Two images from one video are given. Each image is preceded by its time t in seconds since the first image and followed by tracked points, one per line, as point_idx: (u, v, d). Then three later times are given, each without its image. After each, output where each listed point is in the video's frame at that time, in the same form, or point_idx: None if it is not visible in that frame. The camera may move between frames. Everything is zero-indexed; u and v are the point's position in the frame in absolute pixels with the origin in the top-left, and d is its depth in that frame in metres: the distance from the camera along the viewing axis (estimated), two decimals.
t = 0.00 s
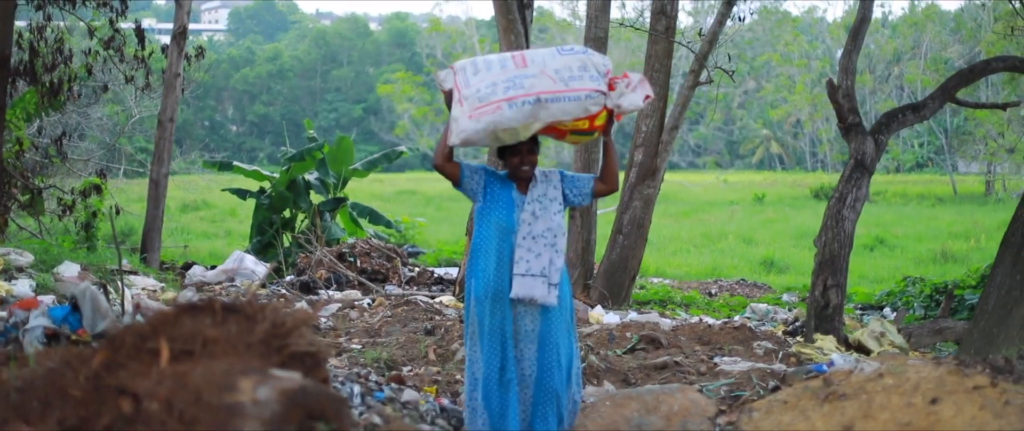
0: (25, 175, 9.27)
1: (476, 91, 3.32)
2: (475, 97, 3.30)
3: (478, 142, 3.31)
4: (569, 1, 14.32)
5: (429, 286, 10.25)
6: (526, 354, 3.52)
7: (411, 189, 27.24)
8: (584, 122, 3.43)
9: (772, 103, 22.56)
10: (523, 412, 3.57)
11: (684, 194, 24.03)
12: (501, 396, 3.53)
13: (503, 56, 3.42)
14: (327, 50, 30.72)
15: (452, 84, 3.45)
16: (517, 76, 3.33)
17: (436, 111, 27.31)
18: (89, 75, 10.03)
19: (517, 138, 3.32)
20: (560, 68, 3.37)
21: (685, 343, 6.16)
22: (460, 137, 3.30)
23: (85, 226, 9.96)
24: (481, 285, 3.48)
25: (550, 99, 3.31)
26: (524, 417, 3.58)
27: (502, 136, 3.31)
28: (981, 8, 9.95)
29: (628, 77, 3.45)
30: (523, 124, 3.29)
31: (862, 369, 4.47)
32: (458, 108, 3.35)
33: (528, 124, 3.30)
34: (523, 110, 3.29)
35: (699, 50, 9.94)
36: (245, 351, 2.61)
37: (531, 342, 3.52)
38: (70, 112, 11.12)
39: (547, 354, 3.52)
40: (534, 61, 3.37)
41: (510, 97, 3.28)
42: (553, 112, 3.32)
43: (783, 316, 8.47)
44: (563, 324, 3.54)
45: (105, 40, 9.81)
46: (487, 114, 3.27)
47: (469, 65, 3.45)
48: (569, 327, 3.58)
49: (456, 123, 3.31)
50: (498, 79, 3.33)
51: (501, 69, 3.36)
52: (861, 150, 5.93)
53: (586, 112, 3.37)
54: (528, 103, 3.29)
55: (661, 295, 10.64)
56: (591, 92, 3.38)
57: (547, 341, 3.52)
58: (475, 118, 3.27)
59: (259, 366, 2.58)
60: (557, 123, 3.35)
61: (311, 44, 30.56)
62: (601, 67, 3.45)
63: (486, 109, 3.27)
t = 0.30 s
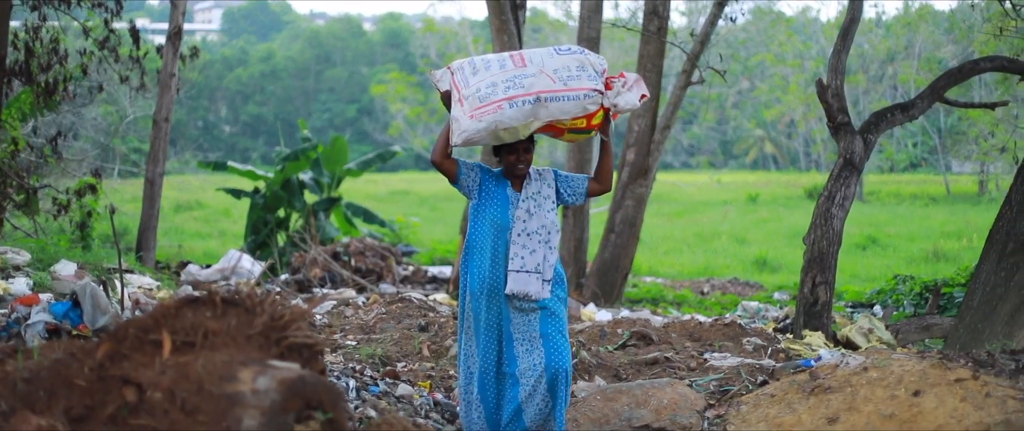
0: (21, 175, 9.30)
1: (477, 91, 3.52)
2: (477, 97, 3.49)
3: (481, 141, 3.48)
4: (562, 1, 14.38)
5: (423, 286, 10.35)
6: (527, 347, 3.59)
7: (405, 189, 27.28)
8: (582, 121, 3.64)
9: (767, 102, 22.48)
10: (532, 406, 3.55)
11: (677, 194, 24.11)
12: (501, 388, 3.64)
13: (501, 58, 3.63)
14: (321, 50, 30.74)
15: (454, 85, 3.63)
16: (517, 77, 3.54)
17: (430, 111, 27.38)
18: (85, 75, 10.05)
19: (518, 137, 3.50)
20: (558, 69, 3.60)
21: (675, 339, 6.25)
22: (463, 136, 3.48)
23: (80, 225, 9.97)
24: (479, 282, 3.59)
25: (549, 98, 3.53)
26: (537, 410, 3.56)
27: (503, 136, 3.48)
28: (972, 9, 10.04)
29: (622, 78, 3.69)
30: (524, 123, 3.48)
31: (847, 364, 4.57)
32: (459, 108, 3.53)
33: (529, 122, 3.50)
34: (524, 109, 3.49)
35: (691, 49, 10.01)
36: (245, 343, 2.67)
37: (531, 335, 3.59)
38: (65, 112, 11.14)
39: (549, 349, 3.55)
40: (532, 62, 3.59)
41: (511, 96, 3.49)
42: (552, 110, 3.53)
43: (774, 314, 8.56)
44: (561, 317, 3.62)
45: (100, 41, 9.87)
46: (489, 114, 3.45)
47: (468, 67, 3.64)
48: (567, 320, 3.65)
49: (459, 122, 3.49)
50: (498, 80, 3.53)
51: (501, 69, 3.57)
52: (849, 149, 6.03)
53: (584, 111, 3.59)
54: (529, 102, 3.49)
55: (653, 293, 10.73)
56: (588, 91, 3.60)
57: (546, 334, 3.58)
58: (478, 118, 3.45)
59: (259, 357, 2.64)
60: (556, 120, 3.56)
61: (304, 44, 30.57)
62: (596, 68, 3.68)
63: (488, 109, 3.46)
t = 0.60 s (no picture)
0: (13, 174, 9.32)
1: (486, 105, 3.49)
2: (486, 113, 3.47)
3: (488, 156, 3.47)
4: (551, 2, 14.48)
5: (414, 285, 10.44)
6: (532, 351, 3.62)
7: (395, 190, 27.36)
8: (589, 136, 3.62)
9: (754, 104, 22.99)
10: (549, 408, 3.61)
11: (667, 195, 24.24)
12: (507, 387, 3.68)
13: (512, 70, 3.58)
14: (312, 51, 30.79)
15: (463, 93, 3.61)
16: (527, 92, 3.52)
17: (420, 112, 27.73)
18: (77, 75, 10.07)
19: (525, 151, 3.51)
20: (569, 84, 3.56)
21: (662, 336, 6.35)
22: (470, 152, 3.46)
23: (72, 225, 9.99)
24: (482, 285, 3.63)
25: (558, 116, 3.51)
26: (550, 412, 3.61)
27: (511, 150, 3.48)
28: (957, 11, 10.19)
29: (630, 91, 3.67)
30: (532, 139, 3.48)
31: (829, 358, 4.68)
32: (468, 120, 3.50)
33: (537, 139, 3.49)
34: (533, 125, 3.47)
35: (679, 50, 10.12)
36: (241, 336, 2.76)
37: (537, 339, 3.62)
38: (56, 112, 11.16)
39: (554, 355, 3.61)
40: (543, 76, 3.55)
41: (520, 113, 3.46)
42: (561, 127, 3.51)
43: (761, 313, 8.68)
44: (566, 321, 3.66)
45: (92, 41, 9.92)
46: (498, 131, 3.44)
47: (477, 77, 3.61)
48: (572, 322, 3.69)
49: (467, 136, 3.47)
50: (508, 95, 3.50)
51: (511, 83, 3.53)
52: (834, 149, 6.13)
53: (592, 127, 3.57)
54: (538, 120, 3.47)
55: (642, 292, 10.83)
56: (598, 108, 3.57)
57: (552, 337, 3.62)
58: (486, 135, 3.44)
59: (256, 349, 2.73)
60: (564, 137, 3.54)
61: (295, 44, 30.61)
62: (607, 81, 3.65)
63: (497, 125, 3.44)
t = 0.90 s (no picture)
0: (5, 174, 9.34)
1: (515, 92, 3.57)
2: (517, 99, 3.54)
3: (521, 142, 3.53)
4: (541, 3, 14.58)
5: (404, 284, 10.54)
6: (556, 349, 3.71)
7: (385, 190, 27.42)
8: (618, 122, 3.70)
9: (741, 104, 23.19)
10: (568, 405, 3.73)
11: (655, 195, 24.38)
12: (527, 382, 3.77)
13: (538, 59, 3.68)
14: (300, 51, 30.84)
15: (489, 85, 3.68)
16: (556, 78, 3.60)
17: (409, 112, 28.12)
18: (69, 76, 10.11)
19: (555, 138, 3.58)
20: (596, 70, 3.66)
21: (650, 334, 6.46)
22: (504, 138, 3.52)
23: (64, 225, 10.02)
24: (510, 282, 3.69)
25: (588, 100, 3.60)
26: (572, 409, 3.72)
27: (541, 137, 3.54)
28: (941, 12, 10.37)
29: (655, 80, 3.79)
30: (562, 125, 3.55)
31: (812, 353, 4.80)
32: (498, 109, 3.57)
33: (568, 124, 3.57)
34: (564, 110, 3.55)
35: (667, 52, 10.25)
36: (244, 328, 2.87)
37: (561, 337, 3.72)
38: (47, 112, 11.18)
39: (575, 352, 3.73)
40: (570, 63, 3.66)
41: (551, 98, 3.54)
42: (592, 111, 3.59)
43: (748, 311, 8.80)
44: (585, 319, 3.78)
45: (84, 42, 9.96)
46: (530, 115, 3.51)
47: (503, 68, 3.69)
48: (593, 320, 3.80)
49: (499, 122, 3.54)
50: (537, 82, 3.59)
51: (538, 71, 3.63)
52: (819, 149, 6.25)
53: (621, 112, 3.66)
54: (569, 104, 3.56)
55: (630, 291, 10.94)
56: (625, 92, 3.67)
57: (574, 336, 3.73)
58: (518, 120, 3.50)
59: (257, 342, 2.83)
60: (593, 122, 3.62)
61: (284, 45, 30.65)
62: (631, 69, 3.77)
63: (528, 111, 3.52)
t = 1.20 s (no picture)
0: None
1: (508, 80, 3.63)
2: (508, 86, 3.61)
3: (513, 128, 3.58)
4: (523, 3, 14.68)
5: (388, 283, 10.62)
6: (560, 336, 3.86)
7: (366, 190, 27.46)
8: (615, 106, 3.72)
9: (722, 105, 23.45)
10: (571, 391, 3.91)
11: (636, 195, 24.55)
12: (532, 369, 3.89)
13: (531, 47, 3.73)
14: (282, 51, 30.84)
15: (484, 76, 3.75)
16: (548, 63, 3.65)
17: (390, 112, 28.13)
18: (53, 76, 10.10)
19: (551, 123, 3.61)
20: (589, 53, 3.70)
21: (631, 330, 6.59)
22: (496, 123, 3.58)
23: (48, 224, 10.01)
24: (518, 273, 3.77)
25: (581, 83, 3.63)
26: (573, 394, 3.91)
27: (536, 122, 3.59)
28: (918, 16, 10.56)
29: (653, 64, 3.82)
30: (556, 109, 3.59)
31: (790, 347, 4.94)
32: (490, 98, 3.65)
33: (562, 108, 3.60)
34: (556, 94, 3.59)
35: (648, 54, 10.40)
36: (240, 321, 2.97)
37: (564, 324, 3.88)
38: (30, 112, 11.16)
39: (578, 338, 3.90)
40: (562, 49, 3.70)
41: (542, 83, 3.59)
42: (585, 95, 3.62)
43: (728, 308, 8.96)
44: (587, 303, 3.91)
45: (68, 43, 9.96)
46: (521, 101, 3.56)
47: (498, 59, 3.76)
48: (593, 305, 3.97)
49: (492, 111, 3.61)
50: (529, 68, 3.63)
51: (531, 58, 3.67)
52: (797, 149, 6.39)
53: (616, 95, 3.68)
54: (561, 88, 3.60)
55: (612, 289, 11.07)
56: (619, 75, 3.69)
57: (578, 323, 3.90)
58: (510, 105, 3.57)
59: (254, 334, 2.94)
60: (588, 106, 3.65)
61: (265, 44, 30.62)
62: (627, 53, 3.79)
63: (519, 96, 3.57)
